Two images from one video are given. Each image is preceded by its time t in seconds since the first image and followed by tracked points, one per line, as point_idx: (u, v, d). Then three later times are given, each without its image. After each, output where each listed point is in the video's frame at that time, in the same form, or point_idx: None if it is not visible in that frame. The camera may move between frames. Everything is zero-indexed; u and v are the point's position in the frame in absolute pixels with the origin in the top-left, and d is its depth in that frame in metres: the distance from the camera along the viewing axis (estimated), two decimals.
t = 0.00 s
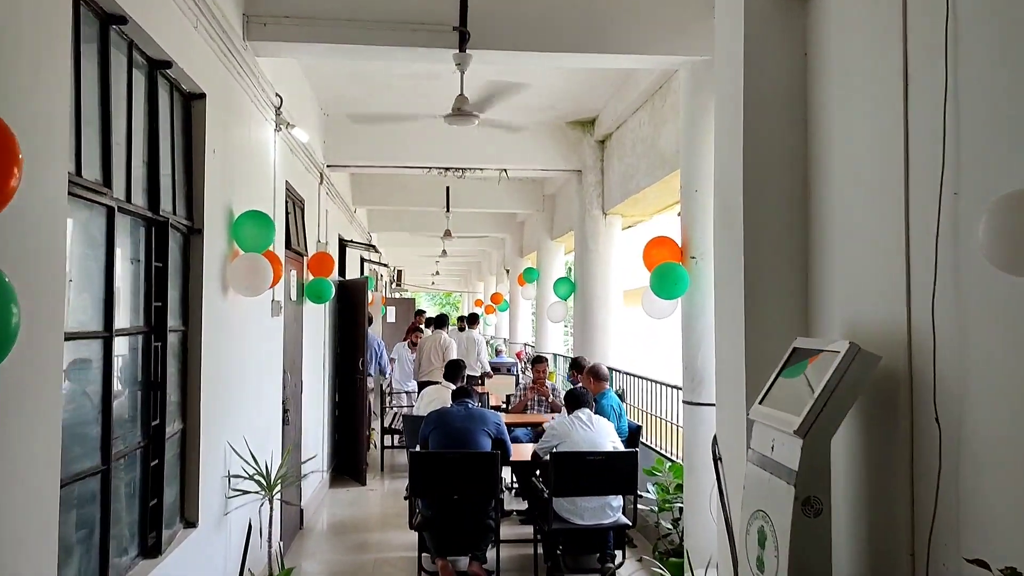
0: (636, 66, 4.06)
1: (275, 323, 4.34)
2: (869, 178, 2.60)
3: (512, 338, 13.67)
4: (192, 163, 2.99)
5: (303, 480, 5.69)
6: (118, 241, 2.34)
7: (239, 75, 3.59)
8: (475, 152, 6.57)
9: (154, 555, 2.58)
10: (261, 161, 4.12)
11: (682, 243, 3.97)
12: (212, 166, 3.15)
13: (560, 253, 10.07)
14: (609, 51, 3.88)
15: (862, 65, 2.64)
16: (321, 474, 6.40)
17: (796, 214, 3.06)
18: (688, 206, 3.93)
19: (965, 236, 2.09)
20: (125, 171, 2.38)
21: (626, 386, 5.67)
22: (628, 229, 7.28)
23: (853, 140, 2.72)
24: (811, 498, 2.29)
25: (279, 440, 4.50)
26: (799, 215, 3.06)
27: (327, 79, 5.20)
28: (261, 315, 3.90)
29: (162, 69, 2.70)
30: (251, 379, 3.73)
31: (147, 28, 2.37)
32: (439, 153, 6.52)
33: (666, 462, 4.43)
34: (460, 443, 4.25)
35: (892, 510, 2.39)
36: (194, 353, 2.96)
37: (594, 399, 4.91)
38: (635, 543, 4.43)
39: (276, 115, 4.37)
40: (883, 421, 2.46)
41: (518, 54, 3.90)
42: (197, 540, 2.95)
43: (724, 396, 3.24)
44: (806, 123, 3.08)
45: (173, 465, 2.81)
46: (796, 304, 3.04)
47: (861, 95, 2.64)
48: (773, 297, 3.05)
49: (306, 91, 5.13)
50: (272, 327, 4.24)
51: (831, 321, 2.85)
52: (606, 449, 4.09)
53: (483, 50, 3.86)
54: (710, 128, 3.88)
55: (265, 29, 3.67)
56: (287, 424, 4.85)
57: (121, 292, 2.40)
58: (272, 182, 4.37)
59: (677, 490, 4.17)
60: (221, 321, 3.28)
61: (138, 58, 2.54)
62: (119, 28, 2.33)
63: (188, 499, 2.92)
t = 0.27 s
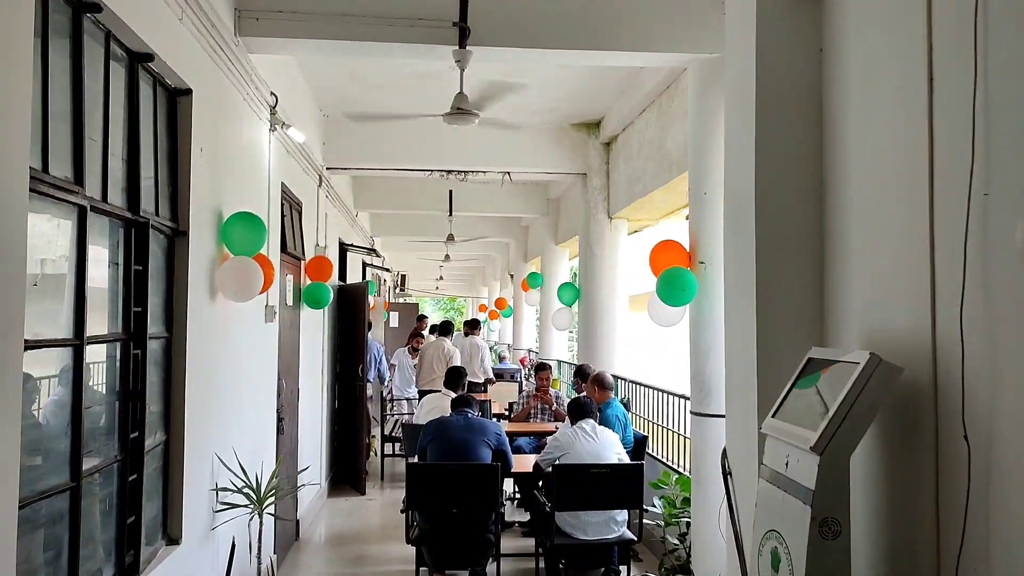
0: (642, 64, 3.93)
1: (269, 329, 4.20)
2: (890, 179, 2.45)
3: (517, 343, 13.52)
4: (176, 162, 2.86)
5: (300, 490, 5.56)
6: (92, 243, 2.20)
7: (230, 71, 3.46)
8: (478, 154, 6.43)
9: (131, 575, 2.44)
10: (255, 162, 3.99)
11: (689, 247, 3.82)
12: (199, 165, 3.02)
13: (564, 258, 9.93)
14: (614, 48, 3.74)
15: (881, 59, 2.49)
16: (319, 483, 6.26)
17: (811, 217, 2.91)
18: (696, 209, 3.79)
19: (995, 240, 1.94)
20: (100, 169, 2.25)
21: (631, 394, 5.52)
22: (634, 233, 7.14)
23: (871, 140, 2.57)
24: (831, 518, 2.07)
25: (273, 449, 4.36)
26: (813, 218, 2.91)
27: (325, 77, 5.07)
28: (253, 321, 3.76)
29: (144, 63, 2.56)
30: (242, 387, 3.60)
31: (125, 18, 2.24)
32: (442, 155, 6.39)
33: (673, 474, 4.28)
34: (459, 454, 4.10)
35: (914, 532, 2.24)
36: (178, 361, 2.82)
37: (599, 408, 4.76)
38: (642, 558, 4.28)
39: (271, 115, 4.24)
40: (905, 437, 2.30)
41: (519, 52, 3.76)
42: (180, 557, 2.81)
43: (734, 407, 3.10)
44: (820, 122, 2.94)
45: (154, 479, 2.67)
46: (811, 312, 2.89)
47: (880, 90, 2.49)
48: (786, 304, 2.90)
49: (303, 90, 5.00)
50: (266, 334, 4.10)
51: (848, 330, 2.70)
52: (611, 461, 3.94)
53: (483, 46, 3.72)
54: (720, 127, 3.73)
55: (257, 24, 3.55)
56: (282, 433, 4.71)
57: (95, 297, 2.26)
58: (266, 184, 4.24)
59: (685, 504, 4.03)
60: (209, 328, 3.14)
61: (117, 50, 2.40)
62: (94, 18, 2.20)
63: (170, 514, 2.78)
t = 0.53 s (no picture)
0: (649, 58, 3.80)
1: (265, 331, 4.08)
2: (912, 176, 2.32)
3: (521, 345, 13.41)
4: (164, 158, 2.74)
5: (299, 495, 5.44)
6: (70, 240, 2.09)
7: (225, 65, 3.34)
8: (481, 153, 6.32)
9: None
10: (250, 158, 3.88)
11: (698, 247, 3.70)
12: (189, 161, 2.90)
13: (569, 259, 9.81)
14: (619, 41, 3.62)
15: (903, 48, 2.36)
16: (318, 487, 6.14)
17: (827, 215, 2.78)
18: (705, 208, 3.66)
19: None
20: (80, 162, 2.13)
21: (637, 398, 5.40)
22: (639, 234, 7.01)
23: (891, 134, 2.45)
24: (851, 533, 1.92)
25: (269, 455, 4.25)
26: (830, 216, 2.78)
27: (324, 72, 4.95)
28: (247, 323, 3.64)
29: (128, 53, 2.45)
30: (236, 391, 3.48)
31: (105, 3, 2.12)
32: (444, 153, 6.27)
33: (680, 482, 4.16)
34: (460, 460, 3.98)
35: (938, 549, 2.11)
36: (166, 364, 2.71)
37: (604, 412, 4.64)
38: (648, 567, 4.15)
39: (267, 111, 4.13)
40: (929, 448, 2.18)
41: (522, 45, 3.64)
42: (167, 569, 2.69)
43: (745, 414, 2.97)
44: (836, 117, 2.81)
45: (139, 487, 2.56)
46: (826, 315, 2.77)
47: (902, 80, 2.36)
48: (800, 307, 2.78)
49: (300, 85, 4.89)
50: (262, 335, 3.98)
51: (866, 334, 2.58)
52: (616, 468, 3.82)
53: (485, 39, 3.61)
54: (730, 123, 3.61)
55: (251, 17, 3.41)
56: (278, 437, 4.59)
57: (74, 298, 2.14)
58: (263, 181, 4.13)
59: (693, 512, 3.90)
60: (200, 330, 3.02)
61: (99, 38, 2.29)
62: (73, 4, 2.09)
63: (157, 525, 2.66)
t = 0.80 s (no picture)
0: (658, 45, 3.66)
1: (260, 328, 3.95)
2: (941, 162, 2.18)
3: (523, 344, 13.28)
4: (150, 144, 2.61)
5: (296, 497, 5.31)
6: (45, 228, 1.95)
7: (216, 50, 3.21)
8: (483, 147, 6.18)
9: None
10: (245, 149, 3.74)
11: (709, 241, 3.57)
12: (177, 148, 2.76)
13: (572, 256, 9.67)
14: (627, 27, 3.48)
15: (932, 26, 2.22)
16: (316, 489, 6.01)
17: (848, 205, 2.64)
18: (716, 199, 3.53)
19: None
20: (55, 146, 2.00)
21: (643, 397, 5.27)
22: (645, 230, 6.88)
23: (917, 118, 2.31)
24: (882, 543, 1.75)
25: (265, 456, 4.11)
26: (851, 207, 2.64)
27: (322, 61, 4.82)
28: (241, 319, 3.51)
29: (111, 32, 2.31)
30: (229, 390, 3.35)
31: None
32: (445, 147, 6.14)
33: (690, 484, 4.03)
34: (461, 462, 3.85)
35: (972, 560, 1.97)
36: (152, 362, 2.57)
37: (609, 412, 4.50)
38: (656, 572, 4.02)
39: (262, 101, 3.99)
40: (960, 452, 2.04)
41: (526, 30, 3.51)
42: None
43: (760, 414, 2.83)
44: (857, 103, 2.67)
45: (123, 491, 2.42)
46: (846, 311, 2.63)
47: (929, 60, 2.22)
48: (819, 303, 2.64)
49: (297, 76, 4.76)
50: (256, 332, 3.85)
51: (889, 331, 2.44)
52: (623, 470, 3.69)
53: (488, 24, 3.47)
54: (744, 112, 3.46)
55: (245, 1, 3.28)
56: (274, 438, 4.45)
57: (50, 290, 2.01)
58: (258, 174, 3.99)
59: (702, 515, 3.77)
60: (189, 326, 2.89)
61: (78, 15, 2.15)
62: None
63: (142, 531, 2.53)
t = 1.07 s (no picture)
0: (667, 30, 3.49)
1: (251, 328, 3.78)
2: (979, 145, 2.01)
3: (523, 344, 13.12)
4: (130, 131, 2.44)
5: (291, 502, 5.15)
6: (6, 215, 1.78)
7: (203, 35, 3.04)
8: (483, 141, 6.02)
9: None
10: (235, 141, 3.58)
11: (721, 237, 3.42)
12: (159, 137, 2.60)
13: (574, 254, 9.51)
14: (635, 11, 3.31)
15: None
16: (312, 493, 5.85)
17: (874, 195, 2.47)
18: (729, 193, 3.37)
19: None
20: (20, 129, 1.83)
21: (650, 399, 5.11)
22: (649, 227, 6.71)
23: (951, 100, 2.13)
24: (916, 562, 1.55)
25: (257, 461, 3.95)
26: (877, 198, 2.47)
27: (316, 50, 4.65)
28: (230, 319, 3.35)
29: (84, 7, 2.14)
30: (217, 393, 3.19)
31: None
32: (444, 142, 5.98)
33: (699, 490, 3.86)
34: (462, 468, 3.69)
35: None
36: (131, 363, 2.41)
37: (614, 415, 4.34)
38: None
39: (253, 92, 3.83)
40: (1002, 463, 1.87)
41: (529, 14, 3.34)
42: None
43: (778, 419, 2.67)
44: (883, 85, 2.49)
45: (100, 502, 2.26)
46: (871, 309, 2.46)
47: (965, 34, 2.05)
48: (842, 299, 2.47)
49: (289, 66, 4.59)
50: (247, 332, 3.69)
51: (919, 330, 2.27)
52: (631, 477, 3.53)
53: (488, 8, 3.30)
54: (758, 101, 3.30)
55: None
56: (267, 442, 4.29)
57: (16, 287, 1.84)
58: (250, 166, 3.83)
59: (712, 523, 3.63)
60: (173, 326, 2.73)
61: None
62: None
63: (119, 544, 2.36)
